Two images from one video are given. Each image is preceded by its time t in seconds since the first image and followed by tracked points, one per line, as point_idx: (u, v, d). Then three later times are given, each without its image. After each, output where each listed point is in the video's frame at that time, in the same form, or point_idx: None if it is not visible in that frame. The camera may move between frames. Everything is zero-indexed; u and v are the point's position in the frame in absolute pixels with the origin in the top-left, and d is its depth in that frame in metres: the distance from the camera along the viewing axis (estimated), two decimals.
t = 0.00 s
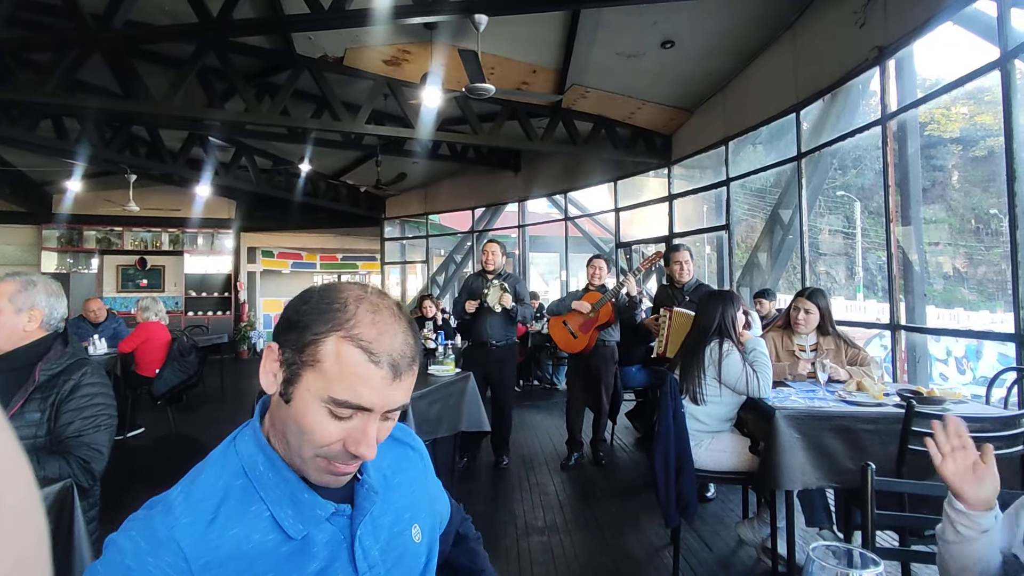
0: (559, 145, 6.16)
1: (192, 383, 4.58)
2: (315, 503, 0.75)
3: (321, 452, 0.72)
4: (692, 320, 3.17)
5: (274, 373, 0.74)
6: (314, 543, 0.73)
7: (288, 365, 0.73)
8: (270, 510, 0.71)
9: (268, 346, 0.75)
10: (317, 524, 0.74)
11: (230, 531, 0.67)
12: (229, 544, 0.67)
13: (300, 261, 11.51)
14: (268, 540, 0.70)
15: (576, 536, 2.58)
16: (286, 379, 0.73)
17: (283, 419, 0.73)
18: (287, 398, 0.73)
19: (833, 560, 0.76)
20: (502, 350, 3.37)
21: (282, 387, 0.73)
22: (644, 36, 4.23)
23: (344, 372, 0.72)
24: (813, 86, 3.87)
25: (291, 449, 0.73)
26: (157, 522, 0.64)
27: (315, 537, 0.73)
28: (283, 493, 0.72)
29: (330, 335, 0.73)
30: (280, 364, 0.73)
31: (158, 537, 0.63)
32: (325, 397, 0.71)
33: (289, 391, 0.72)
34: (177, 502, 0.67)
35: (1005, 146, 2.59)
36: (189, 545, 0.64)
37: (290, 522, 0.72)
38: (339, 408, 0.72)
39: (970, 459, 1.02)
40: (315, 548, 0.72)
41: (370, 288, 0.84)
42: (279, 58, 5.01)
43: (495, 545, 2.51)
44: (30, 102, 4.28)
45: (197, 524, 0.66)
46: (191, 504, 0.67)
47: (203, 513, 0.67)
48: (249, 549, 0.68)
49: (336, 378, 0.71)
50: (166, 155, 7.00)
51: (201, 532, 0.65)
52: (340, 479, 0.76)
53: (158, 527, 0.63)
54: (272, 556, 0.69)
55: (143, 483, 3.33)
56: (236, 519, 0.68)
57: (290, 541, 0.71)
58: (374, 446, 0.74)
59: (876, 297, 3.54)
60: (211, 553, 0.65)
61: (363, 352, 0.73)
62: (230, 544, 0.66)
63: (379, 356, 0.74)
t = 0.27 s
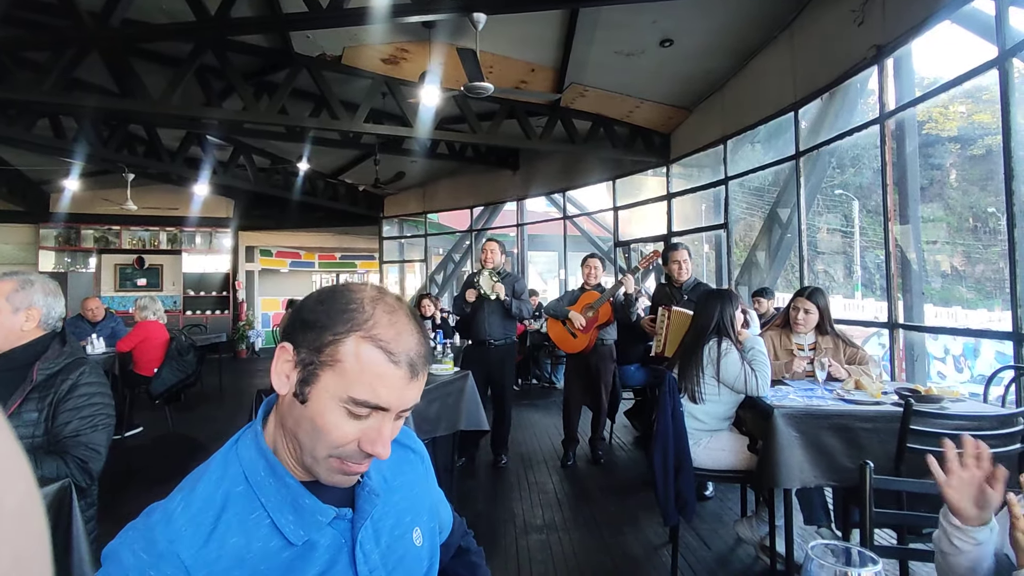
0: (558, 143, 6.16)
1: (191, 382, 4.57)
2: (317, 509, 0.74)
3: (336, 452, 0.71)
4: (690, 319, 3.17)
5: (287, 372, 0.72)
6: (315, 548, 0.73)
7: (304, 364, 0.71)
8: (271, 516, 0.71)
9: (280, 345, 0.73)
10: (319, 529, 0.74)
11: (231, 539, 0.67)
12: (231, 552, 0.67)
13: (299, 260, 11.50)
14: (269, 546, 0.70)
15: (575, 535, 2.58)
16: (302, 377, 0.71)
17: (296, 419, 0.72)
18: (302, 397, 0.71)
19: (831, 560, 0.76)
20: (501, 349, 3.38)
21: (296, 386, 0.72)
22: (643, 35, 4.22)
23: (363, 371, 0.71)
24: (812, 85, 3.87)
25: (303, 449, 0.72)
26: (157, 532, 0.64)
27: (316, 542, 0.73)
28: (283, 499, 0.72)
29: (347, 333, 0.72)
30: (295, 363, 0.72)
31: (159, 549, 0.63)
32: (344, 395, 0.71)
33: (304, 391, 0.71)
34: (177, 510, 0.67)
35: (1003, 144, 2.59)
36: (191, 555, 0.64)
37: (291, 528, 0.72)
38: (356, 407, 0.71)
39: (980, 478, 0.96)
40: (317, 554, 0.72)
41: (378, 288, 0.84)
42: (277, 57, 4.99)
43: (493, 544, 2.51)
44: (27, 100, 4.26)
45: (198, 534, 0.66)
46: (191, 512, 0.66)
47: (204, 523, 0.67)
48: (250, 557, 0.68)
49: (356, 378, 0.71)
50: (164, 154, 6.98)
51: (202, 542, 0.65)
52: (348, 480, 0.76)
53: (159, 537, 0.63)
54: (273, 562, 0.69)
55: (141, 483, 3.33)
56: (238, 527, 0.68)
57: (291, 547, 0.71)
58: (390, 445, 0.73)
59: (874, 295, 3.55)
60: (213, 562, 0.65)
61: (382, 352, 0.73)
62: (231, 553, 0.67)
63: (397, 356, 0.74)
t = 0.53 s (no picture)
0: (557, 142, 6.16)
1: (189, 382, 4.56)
2: (320, 510, 0.75)
3: (341, 455, 0.72)
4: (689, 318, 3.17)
5: (287, 379, 0.72)
6: (321, 549, 0.73)
7: (302, 371, 0.71)
8: (276, 518, 0.71)
9: (277, 353, 0.73)
10: (323, 529, 0.74)
11: (238, 542, 0.67)
12: (238, 556, 0.66)
13: (297, 259, 11.48)
14: (275, 548, 0.70)
15: (574, 534, 2.59)
16: (302, 384, 0.71)
17: (298, 424, 0.72)
18: (303, 402, 0.71)
19: (832, 559, 0.76)
20: (499, 348, 3.38)
21: (296, 393, 0.71)
22: (641, 34, 4.22)
23: (363, 373, 0.71)
24: (810, 84, 3.87)
25: (306, 453, 0.73)
26: (164, 540, 0.63)
27: (321, 542, 0.73)
28: (287, 500, 0.72)
29: (345, 336, 0.72)
30: (293, 370, 0.72)
31: (167, 556, 0.62)
32: (345, 401, 0.71)
33: (304, 396, 0.71)
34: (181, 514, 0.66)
35: (1000, 144, 2.60)
36: (200, 562, 0.63)
37: (296, 529, 0.72)
38: (358, 411, 0.71)
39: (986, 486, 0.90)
40: (322, 555, 0.73)
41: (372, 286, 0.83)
42: (276, 55, 4.98)
43: (493, 543, 2.51)
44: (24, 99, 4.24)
45: (204, 539, 0.65)
46: (196, 518, 0.66)
47: (210, 527, 0.66)
48: (255, 560, 0.68)
49: (357, 382, 0.71)
50: (162, 153, 6.96)
51: (210, 547, 0.65)
52: (353, 480, 0.76)
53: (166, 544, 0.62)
54: (278, 563, 0.69)
55: (140, 483, 3.32)
56: (243, 530, 0.68)
57: (296, 548, 0.71)
58: (394, 444, 0.74)
59: (872, 294, 3.56)
60: (221, 566, 0.65)
61: (382, 354, 0.73)
62: (237, 557, 0.66)
63: (397, 357, 0.74)
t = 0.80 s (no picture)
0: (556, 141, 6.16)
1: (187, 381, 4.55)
2: (323, 511, 0.74)
3: (353, 454, 0.71)
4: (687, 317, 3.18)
5: (297, 383, 0.71)
6: (325, 550, 0.73)
7: (312, 373, 0.71)
8: (279, 520, 0.71)
9: (284, 358, 0.72)
10: (326, 530, 0.74)
11: (241, 542, 0.67)
12: (241, 557, 0.66)
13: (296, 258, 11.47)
14: (278, 549, 0.70)
15: (572, 533, 2.59)
16: (313, 386, 0.71)
17: (309, 426, 0.71)
18: (315, 404, 0.71)
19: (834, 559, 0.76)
20: (498, 347, 3.38)
21: (306, 396, 0.71)
22: (640, 33, 4.22)
23: (375, 372, 0.71)
24: (808, 84, 3.88)
25: (317, 455, 0.72)
26: (166, 542, 0.63)
27: (324, 543, 0.73)
28: (290, 501, 0.72)
29: (354, 337, 0.72)
30: (303, 373, 0.71)
31: (171, 557, 0.62)
32: (359, 399, 0.71)
33: (316, 398, 0.70)
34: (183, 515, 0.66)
35: (999, 144, 2.60)
36: (205, 563, 0.63)
37: (298, 531, 0.72)
38: (371, 409, 0.71)
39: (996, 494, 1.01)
40: (324, 557, 0.73)
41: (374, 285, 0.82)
42: (275, 54, 4.98)
43: (492, 542, 2.51)
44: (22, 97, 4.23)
45: (208, 539, 0.65)
46: (199, 520, 0.65)
47: (213, 527, 0.66)
48: (258, 561, 0.67)
49: (370, 381, 0.71)
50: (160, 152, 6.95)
51: (214, 548, 0.65)
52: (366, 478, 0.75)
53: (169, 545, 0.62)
54: (281, 564, 0.69)
55: (138, 482, 3.32)
56: (246, 530, 0.68)
57: (299, 549, 0.71)
58: (406, 440, 0.74)
59: (870, 294, 3.56)
60: (225, 567, 0.65)
61: (393, 352, 0.73)
62: (240, 558, 0.66)
63: (407, 353, 0.74)
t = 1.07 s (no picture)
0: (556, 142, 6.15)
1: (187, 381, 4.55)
2: (328, 506, 0.74)
3: (359, 452, 0.71)
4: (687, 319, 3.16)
5: (303, 383, 0.71)
6: (329, 545, 0.73)
7: (319, 374, 0.70)
8: (284, 515, 0.71)
9: (289, 357, 0.72)
10: (330, 526, 0.74)
11: (245, 537, 0.67)
12: (245, 551, 0.66)
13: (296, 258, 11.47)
14: (282, 544, 0.70)
15: (572, 534, 2.59)
16: (320, 386, 0.70)
17: (315, 426, 0.71)
18: (322, 404, 0.70)
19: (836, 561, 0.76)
20: (499, 347, 3.38)
21: (313, 395, 0.71)
22: (640, 33, 4.22)
23: (382, 372, 0.71)
24: (809, 85, 3.88)
25: (322, 452, 0.72)
26: (172, 533, 0.63)
27: (328, 539, 0.73)
28: (295, 496, 0.72)
29: (362, 338, 0.72)
30: (309, 374, 0.71)
31: (175, 550, 0.62)
32: (367, 399, 0.71)
33: (323, 398, 0.70)
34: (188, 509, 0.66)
35: (1000, 145, 2.60)
36: (210, 557, 0.64)
37: (303, 526, 0.72)
38: (377, 409, 0.71)
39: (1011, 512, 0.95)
40: (328, 552, 0.72)
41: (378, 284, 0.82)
42: (276, 54, 4.97)
43: (492, 542, 2.51)
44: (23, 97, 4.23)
45: (213, 534, 0.65)
46: (204, 513, 0.66)
47: (218, 521, 0.66)
48: (262, 556, 0.67)
49: (378, 382, 0.71)
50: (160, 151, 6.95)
51: (218, 542, 0.65)
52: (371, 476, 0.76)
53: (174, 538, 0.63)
54: (285, 559, 0.69)
55: (137, 481, 3.32)
56: (250, 525, 0.68)
57: (304, 544, 0.71)
58: (411, 439, 0.74)
59: (870, 295, 3.56)
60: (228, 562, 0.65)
61: (400, 353, 0.73)
62: (244, 552, 0.66)
63: (414, 354, 0.75)
